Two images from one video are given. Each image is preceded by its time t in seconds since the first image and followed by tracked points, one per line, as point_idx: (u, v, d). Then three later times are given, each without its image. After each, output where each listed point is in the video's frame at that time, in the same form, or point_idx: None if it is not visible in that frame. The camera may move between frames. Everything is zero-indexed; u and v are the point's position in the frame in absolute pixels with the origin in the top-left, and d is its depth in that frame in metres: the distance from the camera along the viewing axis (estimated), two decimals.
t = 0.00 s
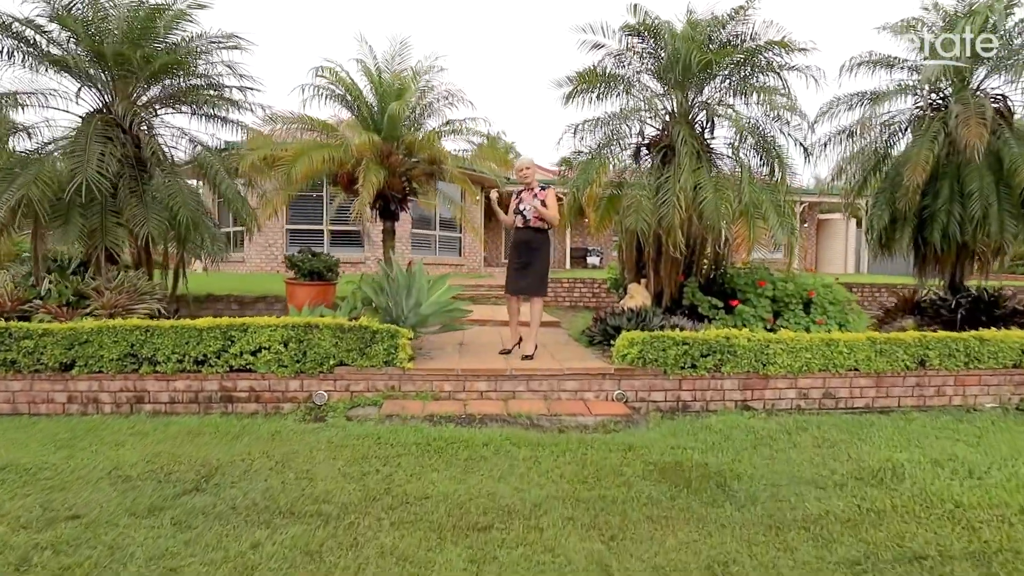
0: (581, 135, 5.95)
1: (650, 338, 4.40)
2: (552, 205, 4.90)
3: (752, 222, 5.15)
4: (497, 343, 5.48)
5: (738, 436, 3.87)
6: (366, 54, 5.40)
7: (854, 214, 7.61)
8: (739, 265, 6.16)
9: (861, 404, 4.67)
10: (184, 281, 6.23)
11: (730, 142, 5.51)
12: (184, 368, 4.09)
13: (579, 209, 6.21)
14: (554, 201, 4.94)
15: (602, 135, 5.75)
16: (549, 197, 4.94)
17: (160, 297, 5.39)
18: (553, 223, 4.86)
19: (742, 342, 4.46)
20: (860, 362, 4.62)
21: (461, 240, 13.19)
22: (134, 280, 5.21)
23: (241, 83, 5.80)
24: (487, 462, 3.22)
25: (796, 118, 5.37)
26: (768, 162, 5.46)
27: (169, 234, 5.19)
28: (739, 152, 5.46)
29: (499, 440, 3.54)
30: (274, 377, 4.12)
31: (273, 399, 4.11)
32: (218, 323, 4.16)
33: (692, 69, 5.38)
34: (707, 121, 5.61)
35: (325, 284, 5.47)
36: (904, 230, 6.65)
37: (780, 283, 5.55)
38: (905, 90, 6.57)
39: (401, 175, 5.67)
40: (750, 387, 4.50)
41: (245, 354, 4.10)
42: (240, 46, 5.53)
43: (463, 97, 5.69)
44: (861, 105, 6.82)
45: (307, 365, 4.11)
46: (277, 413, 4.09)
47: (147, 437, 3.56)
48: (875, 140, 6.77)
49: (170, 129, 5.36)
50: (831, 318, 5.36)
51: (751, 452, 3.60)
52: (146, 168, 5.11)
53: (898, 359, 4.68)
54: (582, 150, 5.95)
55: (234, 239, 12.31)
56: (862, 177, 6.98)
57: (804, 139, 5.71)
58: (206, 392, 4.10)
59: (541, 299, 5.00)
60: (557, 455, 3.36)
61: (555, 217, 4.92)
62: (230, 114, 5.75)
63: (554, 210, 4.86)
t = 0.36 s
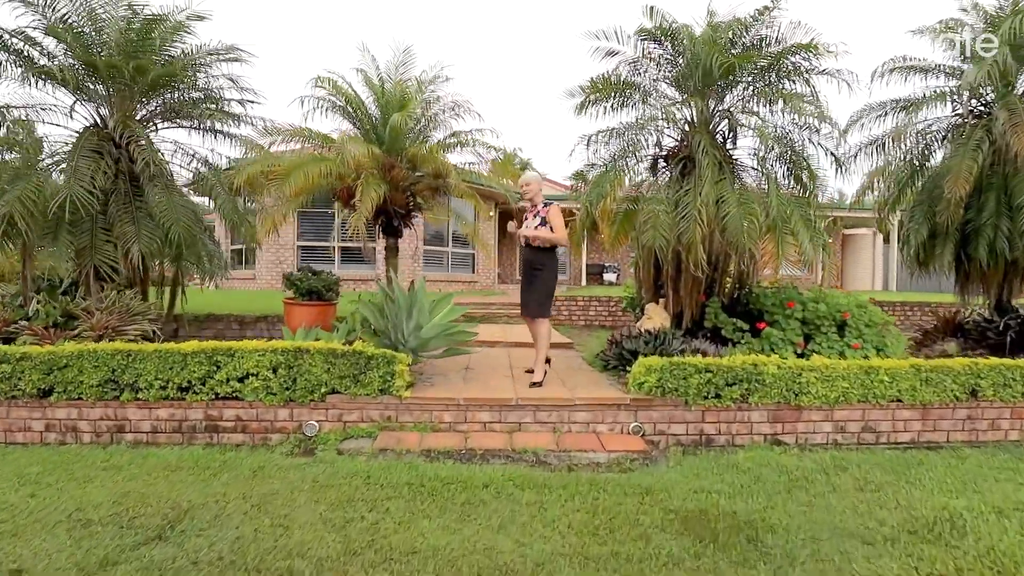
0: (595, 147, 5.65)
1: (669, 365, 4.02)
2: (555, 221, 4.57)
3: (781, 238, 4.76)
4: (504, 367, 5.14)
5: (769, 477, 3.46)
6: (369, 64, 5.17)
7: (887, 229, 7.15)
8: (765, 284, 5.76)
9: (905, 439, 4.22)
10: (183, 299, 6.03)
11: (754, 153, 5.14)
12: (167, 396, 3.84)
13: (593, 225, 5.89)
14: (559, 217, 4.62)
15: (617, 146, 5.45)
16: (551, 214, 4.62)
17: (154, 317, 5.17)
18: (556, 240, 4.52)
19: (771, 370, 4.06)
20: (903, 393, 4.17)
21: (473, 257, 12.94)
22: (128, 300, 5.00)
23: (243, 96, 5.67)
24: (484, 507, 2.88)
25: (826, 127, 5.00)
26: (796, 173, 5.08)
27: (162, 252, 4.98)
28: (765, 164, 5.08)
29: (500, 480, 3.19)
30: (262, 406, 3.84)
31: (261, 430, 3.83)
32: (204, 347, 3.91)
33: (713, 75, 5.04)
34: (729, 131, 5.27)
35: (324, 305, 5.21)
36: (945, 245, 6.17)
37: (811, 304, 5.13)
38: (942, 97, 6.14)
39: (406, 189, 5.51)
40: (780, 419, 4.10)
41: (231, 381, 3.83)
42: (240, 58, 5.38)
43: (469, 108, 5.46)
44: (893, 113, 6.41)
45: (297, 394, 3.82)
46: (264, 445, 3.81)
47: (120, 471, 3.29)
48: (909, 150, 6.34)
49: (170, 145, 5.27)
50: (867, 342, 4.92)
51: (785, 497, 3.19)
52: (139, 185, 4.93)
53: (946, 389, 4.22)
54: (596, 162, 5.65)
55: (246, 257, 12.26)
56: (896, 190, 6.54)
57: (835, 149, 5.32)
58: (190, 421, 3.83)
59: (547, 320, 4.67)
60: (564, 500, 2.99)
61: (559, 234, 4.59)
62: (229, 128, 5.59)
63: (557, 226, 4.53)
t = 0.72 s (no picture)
0: (610, 143, 5.31)
1: (693, 379, 3.65)
2: (544, 230, 4.25)
3: (815, 239, 4.36)
4: (513, 377, 4.81)
5: (806, 508, 3.08)
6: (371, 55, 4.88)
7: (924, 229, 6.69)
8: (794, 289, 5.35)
9: (955, 463, 3.80)
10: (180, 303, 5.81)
11: (783, 148, 4.75)
12: (148, 409, 3.57)
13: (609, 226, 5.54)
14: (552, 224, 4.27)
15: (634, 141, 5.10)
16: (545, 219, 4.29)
17: (146, 322, 4.93)
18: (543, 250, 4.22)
19: (805, 385, 3.67)
20: (954, 412, 3.75)
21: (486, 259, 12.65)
22: (118, 305, 4.77)
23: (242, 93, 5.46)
24: (484, 544, 2.54)
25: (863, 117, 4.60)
26: (831, 169, 4.68)
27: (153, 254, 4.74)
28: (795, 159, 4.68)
29: (503, 509, 2.85)
30: (249, 420, 3.56)
31: (248, 446, 3.55)
32: (188, 357, 3.63)
33: (740, 62, 4.66)
34: (755, 124, 4.89)
35: (322, 310, 4.93)
36: (992, 248, 5.73)
37: (847, 311, 4.71)
38: (989, 86, 5.66)
39: (409, 188, 5.36)
40: (815, 440, 3.71)
41: (216, 394, 3.55)
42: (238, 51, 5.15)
43: (476, 102, 5.17)
44: (934, 105, 5.96)
45: (286, 408, 3.53)
46: (251, 462, 3.53)
47: (91, 493, 3.03)
48: (952, 145, 5.87)
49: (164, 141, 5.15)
50: (909, 354, 4.49)
51: (826, 533, 2.81)
52: (129, 184, 4.70)
53: (1004, 408, 3.78)
54: (611, 159, 5.33)
55: (256, 259, 12.12)
56: (935, 188, 6.05)
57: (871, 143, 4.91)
58: (173, 436, 3.56)
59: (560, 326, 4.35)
60: (575, 534, 2.65)
61: (549, 242, 4.26)
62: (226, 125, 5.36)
63: (544, 235, 4.21)
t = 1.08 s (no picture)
0: (621, 134, 4.89)
1: (716, 397, 3.23)
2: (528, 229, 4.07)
3: (851, 240, 3.93)
4: (514, 388, 4.42)
5: (850, 549, 2.66)
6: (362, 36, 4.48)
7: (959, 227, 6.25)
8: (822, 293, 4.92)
9: (1011, 492, 3.36)
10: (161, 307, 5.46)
11: (811, 139, 4.33)
12: (107, 429, 3.21)
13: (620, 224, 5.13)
14: (536, 223, 4.08)
15: (647, 132, 4.69)
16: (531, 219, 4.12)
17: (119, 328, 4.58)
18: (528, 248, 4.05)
19: (844, 404, 3.25)
20: (1011, 434, 3.32)
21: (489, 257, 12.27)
22: (87, 310, 4.41)
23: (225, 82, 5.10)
24: None
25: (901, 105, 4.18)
26: (864, 162, 4.25)
27: (123, 254, 4.37)
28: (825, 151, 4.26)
29: (499, 553, 2.45)
30: (218, 442, 3.19)
31: (216, 471, 3.18)
32: (151, 371, 3.26)
33: (768, 41, 4.23)
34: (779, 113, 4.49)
35: (308, 316, 4.57)
36: None
37: (882, 318, 4.28)
38: None
39: (403, 183, 5.28)
40: (853, 465, 3.29)
41: (181, 412, 3.18)
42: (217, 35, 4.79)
43: (474, 89, 4.80)
44: (973, 93, 5.52)
45: (258, 429, 3.15)
46: (220, 489, 3.16)
47: (31, 529, 2.66)
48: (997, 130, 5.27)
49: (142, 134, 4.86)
50: (952, 365, 4.04)
51: None
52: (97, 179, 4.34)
53: None
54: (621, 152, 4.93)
55: (254, 258, 11.81)
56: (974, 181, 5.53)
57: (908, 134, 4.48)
58: (134, 459, 3.19)
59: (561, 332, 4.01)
60: None
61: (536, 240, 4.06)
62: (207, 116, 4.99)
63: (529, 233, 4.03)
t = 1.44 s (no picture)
0: (629, 123, 4.48)
1: (740, 418, 2.81)
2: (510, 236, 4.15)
3: (891, 239, 3.51)
4: (511, 401, 4.01)
5: None
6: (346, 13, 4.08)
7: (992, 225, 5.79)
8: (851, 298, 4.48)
9: None
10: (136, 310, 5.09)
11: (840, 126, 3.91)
12: (46, 452, 2.82)
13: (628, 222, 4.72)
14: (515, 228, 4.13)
15: (658, 120, 4.28)
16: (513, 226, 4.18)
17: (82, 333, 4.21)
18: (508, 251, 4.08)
19: (889, 427, 2.81)
20: None
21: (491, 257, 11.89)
22: (45, 314, 4.04)
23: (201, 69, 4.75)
24: None
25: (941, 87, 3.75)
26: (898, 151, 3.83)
27: (83, 253, 4.00)
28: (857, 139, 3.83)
29: None
30: (171, 468, 2.80)
31: (169, 501, 2.79)
32: (97, 386, 2.87)
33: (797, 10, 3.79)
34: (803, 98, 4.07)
35: (289, 322, 4.22)
36: None
37: (922, 325, 3.84)
38: None
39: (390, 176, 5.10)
40: (898, 496, 2.86)
41: (130, 434, 2.79)
42: (191, 16, 4.43)
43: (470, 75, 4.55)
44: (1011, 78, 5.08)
45: (216, 453, 2.76)
46: (173, 522, 2.77)
47: None
48: None
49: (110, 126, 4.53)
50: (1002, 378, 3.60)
51: None
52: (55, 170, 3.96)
53: None
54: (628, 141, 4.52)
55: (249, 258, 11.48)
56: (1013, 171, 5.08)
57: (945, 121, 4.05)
58: (77, 486, 2.81)
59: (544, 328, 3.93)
60: None
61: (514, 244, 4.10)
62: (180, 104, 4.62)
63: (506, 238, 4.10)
